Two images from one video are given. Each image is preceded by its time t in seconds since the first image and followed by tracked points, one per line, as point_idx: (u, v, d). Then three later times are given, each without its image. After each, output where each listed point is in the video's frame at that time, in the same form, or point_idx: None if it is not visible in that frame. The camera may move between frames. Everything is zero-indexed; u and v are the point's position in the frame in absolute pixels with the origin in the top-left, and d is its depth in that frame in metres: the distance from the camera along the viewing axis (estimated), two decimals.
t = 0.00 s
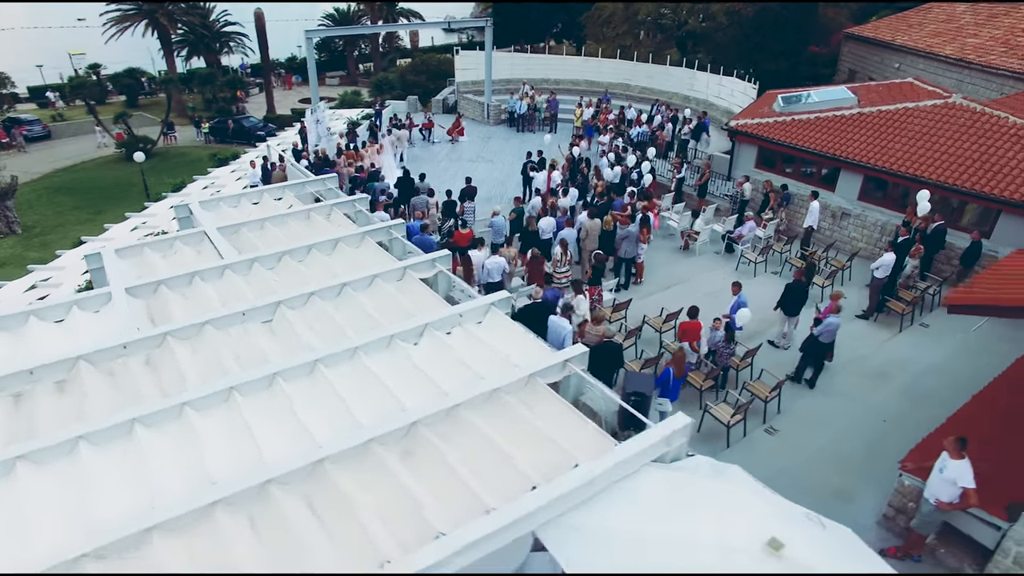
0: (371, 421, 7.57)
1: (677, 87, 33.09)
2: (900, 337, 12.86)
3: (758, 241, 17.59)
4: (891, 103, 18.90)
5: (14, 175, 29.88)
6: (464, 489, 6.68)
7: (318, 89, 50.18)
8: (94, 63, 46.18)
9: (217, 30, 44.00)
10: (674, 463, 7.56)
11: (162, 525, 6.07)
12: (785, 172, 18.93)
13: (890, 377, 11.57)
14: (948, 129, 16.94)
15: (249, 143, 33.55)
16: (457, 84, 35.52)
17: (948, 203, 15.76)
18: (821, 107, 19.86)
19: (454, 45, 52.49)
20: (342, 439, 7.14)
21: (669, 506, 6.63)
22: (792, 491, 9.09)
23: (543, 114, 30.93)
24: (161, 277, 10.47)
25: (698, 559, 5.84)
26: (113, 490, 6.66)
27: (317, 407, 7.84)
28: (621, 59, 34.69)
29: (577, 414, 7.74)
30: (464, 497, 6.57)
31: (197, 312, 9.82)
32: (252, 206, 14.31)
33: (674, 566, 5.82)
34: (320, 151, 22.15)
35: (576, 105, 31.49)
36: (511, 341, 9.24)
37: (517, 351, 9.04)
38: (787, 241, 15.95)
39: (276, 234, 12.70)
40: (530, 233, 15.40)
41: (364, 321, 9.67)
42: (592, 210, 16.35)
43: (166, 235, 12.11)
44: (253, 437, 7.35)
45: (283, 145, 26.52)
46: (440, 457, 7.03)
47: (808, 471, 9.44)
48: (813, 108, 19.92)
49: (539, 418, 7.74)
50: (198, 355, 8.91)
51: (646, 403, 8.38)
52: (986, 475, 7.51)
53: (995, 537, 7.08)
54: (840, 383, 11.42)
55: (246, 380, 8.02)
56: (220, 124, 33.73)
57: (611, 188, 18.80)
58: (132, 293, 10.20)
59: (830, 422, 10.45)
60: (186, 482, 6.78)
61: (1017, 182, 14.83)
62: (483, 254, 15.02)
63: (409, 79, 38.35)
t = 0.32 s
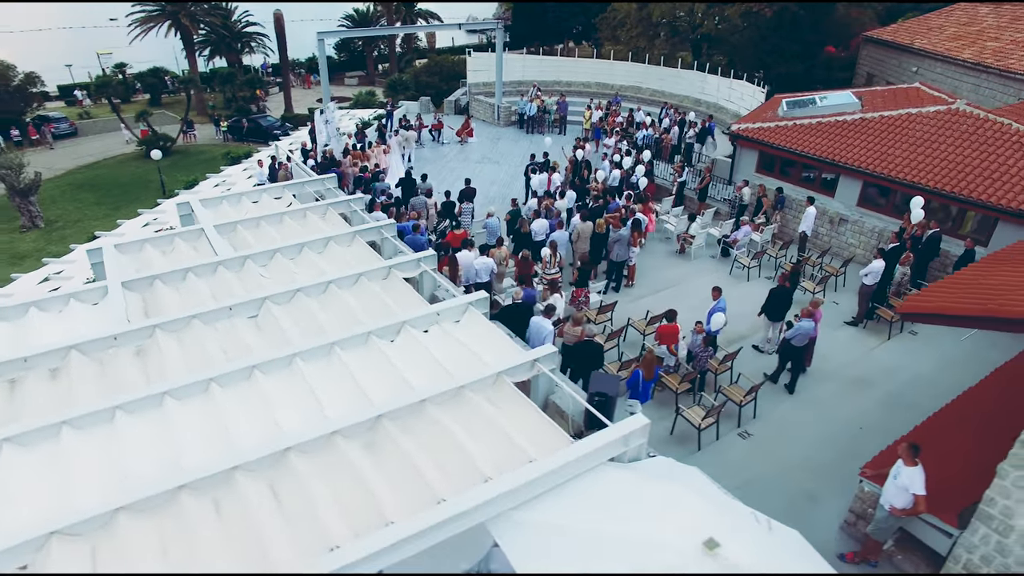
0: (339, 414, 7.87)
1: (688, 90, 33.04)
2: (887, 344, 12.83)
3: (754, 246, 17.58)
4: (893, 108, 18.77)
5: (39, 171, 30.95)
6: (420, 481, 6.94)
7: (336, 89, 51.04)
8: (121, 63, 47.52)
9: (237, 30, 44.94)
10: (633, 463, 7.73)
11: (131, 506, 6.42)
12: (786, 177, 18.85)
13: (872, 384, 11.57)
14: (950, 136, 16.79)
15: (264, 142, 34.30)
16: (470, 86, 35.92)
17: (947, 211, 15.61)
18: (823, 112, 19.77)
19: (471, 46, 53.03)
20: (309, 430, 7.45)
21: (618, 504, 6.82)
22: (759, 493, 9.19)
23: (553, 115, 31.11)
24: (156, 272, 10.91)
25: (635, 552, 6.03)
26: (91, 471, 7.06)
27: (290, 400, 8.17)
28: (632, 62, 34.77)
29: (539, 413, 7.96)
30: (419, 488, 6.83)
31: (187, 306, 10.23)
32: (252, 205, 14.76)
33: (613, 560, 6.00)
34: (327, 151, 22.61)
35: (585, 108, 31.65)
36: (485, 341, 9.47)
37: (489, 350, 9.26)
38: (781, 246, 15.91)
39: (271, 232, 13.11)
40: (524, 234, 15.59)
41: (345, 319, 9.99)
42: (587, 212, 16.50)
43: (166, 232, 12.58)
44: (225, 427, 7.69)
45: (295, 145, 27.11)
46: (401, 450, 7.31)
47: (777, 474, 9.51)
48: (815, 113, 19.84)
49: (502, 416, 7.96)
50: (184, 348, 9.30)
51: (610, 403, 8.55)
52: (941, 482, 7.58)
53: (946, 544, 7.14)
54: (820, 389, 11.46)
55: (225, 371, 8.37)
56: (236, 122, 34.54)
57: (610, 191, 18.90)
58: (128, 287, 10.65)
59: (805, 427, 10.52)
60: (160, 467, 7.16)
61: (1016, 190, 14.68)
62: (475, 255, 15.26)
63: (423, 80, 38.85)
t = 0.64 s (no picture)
0: (310, 409, 8.16)
1: (699, 93, 32.89)
2: (875, 351, 12.75)
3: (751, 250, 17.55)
4: (897, 114, 18.62)
5: (63, 168, 31.97)
6: (382, 474, 7.18)
7: (353, 89, 51.74)
8: (145, 62, 48.75)
9: (258, 30, 45.80)
10: (593, 462, 7.91)
11: (104, 491, 6.77)
12: (786, 182, 18.78)
13: (855, 391, 11.54)
14: (952, 142, 16.64)
15: (279, 141, 34.94)
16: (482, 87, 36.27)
17: (946, 219, 15.51)
18: (826, 117, 19.65)
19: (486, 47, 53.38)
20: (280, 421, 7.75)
21: (569, 502, 6.99)
22: (728, 496, 9.27)
23: (562, 118, 31.18)
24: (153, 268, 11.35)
25: (581, 548, 6.18)
26: (73, 456, 7.46)
27: (266, 394, 8.48)
28: (644, 65, 34.78)
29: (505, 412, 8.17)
30: (380, 482, 7.09)
31: (179, 302, 10.64)
32: (253, 204, 15.17)
33: (558, 554, 6.15)
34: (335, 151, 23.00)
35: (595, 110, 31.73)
36: (462, 340, 9.70)
37: (463, 350, 9.49)
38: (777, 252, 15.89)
39: (269, 230, 13.49)
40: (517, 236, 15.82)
41: (329, 317, 10.31)
42: (583, 215, 16.63)
43: (167, 230, 13.03)
44: (203, 418, 8.04)
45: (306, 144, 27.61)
46: (366, 446, 7.57)
47: (748, 479, 9.58)
48: (818, 118, 19.72)
49: (469, 415, 8.17)
50: (174, 341, 9.70)
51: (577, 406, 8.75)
52: (899, 488, 7.61)
53: (901, 551, 7.19)
54: (802, 396, 11.46)
55: (207, 365, 8.72)
56: (253, 121, 35.29)
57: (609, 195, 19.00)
58: (125, 283, 11.09)
59: (782, 433, 10.56)
60: (138, 453, 7.52)
61: (1015, 199, 14.53)
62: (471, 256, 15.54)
63: (436, 81, 39.23)
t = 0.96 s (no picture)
0: (286, 403, 8.45)
1: (711, 96, 32.78)
2: (864, 359, 12.70)
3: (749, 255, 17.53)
4: (902, 120, 18.43)
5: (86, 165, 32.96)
6: (349, 468, 7.46)
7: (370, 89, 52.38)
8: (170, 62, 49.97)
9: (278, 31, 46.67)
10: (557, 462, 8.11)
11: (85, 474, 7.14)
12: (787, 187, 18.71)
13: (838, 399, 11.52)
14: (955, 150, 16.46)
15: (295, 139, 35.56)
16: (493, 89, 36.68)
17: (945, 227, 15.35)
18: (830, 122, 19.53)
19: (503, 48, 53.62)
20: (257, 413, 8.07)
21: (526, 500, 7.19)
22: (699, 499, 9.37)
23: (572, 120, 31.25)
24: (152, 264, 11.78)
25: (529, 545, 6.38)
26: (60, 442, 7.86)
27: (246, 387, 8.81)
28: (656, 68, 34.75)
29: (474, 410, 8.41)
30: (347, 475, 7.36)
31: (174, 297, 11.05)
32: (255, 203, 15.58)
33: (507, 550, 6.36)
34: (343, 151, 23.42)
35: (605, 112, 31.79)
36: (441, 340, 9.94)
37: (440, 349, 9.73)
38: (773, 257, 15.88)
39: (267, 229, 13.87)
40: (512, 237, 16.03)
41: (315, 315, 10.63)
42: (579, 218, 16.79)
43: (169, 228, 13.49)
44: (186, 408, 8.41)
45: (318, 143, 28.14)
46: (337, 440, 7.85)
47: (721, 483, 9.67)
48: (822, 123, 19.60)
49: (439, 412, 8.41)
50: (166, 334, 10.10)
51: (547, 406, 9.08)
52: (859, 495, 7.66)
53: (856, 557, 7.25)
54: (784, 401, 11.49)
55: (193, 358, 9.09)
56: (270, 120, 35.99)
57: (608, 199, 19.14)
58: (125, 278, 11.54)
59: (760, 438, 10.61)
60: (122, 440, 7.90)
61: (1016, 208, 14.33)
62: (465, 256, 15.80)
63: (450, 82, 39.57)
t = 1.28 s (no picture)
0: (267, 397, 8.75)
1: (724, 100, 32.50)
2: (853, 368, 12.64)
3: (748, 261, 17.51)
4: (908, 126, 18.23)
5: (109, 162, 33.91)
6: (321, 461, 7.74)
7: (389, 89, 52.94)
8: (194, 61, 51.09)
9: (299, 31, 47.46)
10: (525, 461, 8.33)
11: (71, 459, 7.52)
12: (789, 193, 18.64)
13: (823, 407, 11.50)
14: (959, 157, 16.26)
15: (311, 138, 36.18)
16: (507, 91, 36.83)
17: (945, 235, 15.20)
18: (835, 127, 19.38)
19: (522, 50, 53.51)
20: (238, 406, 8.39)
21: (488, 496, 7.40)
22: (672, 502, 9.49)
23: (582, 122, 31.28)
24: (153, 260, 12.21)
25: (484, 540, 6.60)
26: (53, 428, 8.28)
27: (232, 381, 9.15)
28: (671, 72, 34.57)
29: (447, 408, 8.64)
30: (318, 468, 7.63)
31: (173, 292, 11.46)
32: (259, 202, 16.00)
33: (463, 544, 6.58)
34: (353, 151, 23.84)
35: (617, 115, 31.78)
36: (423, 339, 10.18)
37: (422, 348, 9.98)
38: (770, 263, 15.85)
39: (268, 228, 14.27)
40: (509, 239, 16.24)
41: (305, 312, 10.95)
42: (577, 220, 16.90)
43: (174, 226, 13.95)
44: (173, 399, 8.77)
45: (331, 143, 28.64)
46: (312, 434, 8.13)
47: (695, 486, 9.76)
48: (827, 128, 19.45)
49: (413, 409, 8.65)
50: (161, 327, 10.51)
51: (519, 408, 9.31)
52: (822, 502, 7.71)
53: (815, 563, 7.30)
54: (767, 407, 11.52)
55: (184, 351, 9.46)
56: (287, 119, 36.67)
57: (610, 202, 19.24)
58: (127, 273, 11.99)
59: (739, 444, 10.66)
60: (110, 429, 8.28)
61: (1016, 217, 14.15)
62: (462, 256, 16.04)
63: (465, 83, 39.83)
